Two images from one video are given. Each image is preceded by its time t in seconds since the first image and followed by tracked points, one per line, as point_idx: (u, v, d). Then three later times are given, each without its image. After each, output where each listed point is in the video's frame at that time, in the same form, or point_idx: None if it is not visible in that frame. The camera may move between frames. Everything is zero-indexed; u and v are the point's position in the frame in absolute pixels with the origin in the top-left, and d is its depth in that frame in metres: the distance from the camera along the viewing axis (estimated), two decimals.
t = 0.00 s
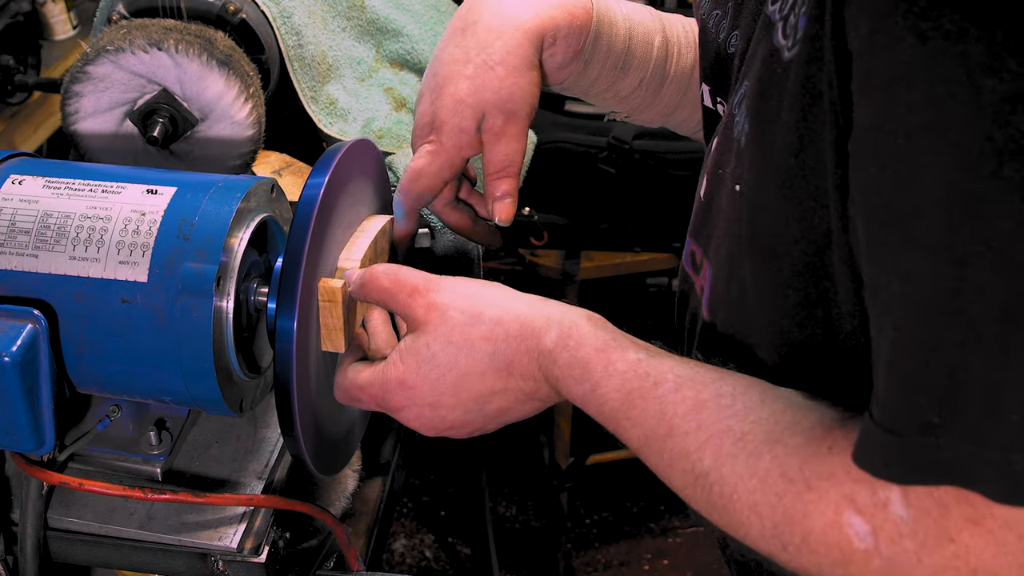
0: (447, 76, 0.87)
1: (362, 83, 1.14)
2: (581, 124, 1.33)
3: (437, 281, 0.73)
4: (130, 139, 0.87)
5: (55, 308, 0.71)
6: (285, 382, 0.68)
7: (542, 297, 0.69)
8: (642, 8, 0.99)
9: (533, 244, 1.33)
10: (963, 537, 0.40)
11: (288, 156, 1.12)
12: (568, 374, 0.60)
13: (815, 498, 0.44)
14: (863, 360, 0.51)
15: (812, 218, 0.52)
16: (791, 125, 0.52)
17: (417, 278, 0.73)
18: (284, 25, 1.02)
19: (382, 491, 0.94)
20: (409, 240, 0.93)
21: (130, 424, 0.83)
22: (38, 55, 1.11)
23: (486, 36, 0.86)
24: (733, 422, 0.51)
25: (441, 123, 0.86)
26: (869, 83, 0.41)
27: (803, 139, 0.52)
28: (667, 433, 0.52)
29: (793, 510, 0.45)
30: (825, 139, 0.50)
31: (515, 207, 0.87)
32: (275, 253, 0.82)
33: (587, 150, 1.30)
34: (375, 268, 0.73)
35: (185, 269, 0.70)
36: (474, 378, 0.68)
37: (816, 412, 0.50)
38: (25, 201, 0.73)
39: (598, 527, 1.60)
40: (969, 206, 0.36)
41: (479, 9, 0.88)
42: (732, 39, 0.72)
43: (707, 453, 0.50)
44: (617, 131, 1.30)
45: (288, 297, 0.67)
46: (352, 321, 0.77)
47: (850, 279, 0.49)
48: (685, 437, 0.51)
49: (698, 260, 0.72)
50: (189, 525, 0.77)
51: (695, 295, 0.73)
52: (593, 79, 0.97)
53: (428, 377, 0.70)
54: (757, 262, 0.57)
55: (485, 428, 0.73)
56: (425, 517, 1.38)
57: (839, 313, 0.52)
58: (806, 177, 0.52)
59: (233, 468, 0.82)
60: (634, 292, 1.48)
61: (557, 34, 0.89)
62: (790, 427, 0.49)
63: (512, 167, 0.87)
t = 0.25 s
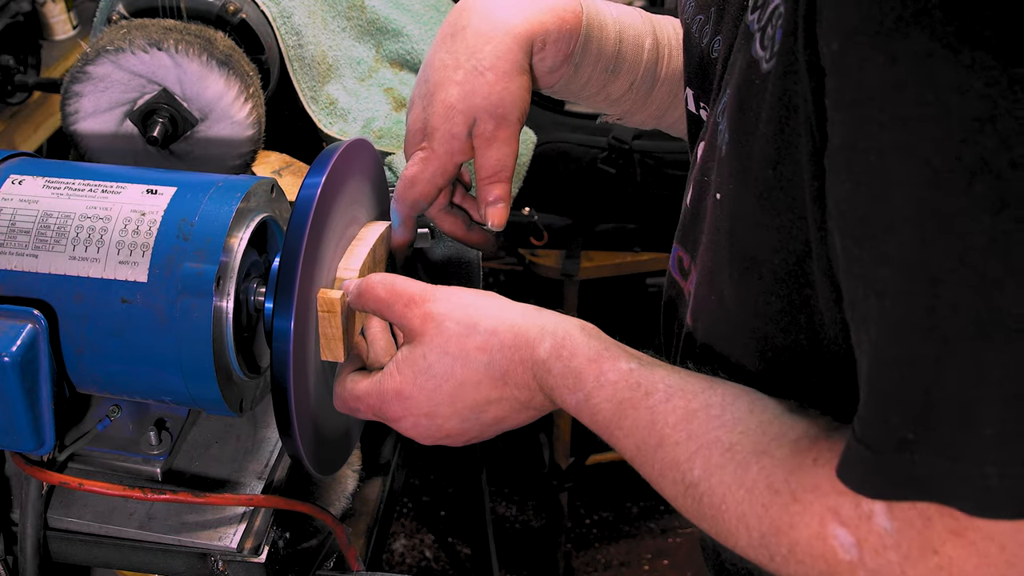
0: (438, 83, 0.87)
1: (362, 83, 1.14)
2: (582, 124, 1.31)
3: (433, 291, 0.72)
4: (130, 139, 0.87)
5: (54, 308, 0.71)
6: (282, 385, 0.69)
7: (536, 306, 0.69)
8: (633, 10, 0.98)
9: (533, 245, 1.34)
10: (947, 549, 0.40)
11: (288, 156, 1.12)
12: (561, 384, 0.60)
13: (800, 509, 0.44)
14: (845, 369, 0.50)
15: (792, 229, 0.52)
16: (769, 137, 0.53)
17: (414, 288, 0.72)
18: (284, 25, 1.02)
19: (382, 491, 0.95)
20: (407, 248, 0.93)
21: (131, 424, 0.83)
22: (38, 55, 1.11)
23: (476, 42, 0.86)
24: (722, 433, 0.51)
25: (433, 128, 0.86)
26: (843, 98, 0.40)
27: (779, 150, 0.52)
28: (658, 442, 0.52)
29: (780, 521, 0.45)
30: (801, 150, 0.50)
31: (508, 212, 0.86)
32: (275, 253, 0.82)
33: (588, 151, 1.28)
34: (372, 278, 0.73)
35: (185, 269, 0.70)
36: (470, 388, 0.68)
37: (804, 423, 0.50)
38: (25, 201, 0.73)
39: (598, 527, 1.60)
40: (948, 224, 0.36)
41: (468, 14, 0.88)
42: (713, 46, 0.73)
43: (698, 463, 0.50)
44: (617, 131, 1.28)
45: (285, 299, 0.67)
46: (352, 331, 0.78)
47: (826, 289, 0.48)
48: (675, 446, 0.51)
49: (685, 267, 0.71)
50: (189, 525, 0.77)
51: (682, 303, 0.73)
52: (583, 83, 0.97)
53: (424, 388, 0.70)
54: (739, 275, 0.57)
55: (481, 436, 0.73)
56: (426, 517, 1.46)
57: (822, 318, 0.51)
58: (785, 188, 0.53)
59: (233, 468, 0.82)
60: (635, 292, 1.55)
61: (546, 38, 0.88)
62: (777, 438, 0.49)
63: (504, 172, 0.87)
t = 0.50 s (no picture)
0: (433, 93, 0.87)
1: (362, 83, 1.14)
2: (581, 124, 1.31)
3: (434, 301, 0.72)
4: (130, 139, 0.88)
5: (55, 308, 0.71)
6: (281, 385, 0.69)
7: (536, 316, 0.69)
8: (625, 11, 0.98)
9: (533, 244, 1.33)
10: (934, 552, 0.40)
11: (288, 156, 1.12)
12: (559, 393, 0.61)
13: (789, 516, 0.44)
14: (835, 370, 0.50)
15: (780, 231, 0.52)
16: (755, 143, 0.52)
17: (415, 298, 0.72)
18: (284, 25, 1.02)
19: (382, 491, 0.95)
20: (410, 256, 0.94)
21: (131, 424, 0.83)
22: (38, 55, 1.11)
23: (469, 52, 0.86)
24: (715, 440, 0.51)
25: (430, 138, 0.87)
26: (821, 110, 0.39)
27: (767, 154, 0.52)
28: (654, 450, 0.53)
29: (770, 528, 0.45)
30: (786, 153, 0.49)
31: (508, 218, 0.87)
32: (275, 253, 0.82)
33: (587, 150, 1.28)
34: (374, 289, 0.73)
35: (185, 269, 0.70)
36: (472, 398, 0.68)
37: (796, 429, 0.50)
38: (25, 201, 0.73)
39: (598, 527, 1.60)
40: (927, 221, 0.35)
41: (462, 25, 0.88)
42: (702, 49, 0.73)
43: (693, 470, 0.50)
44: (616, 131, 1.28)
45: (285, 299, 0.67)
46: (355, 342, 0.79)
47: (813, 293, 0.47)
48: (669, 452, 0.52)
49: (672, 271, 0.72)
50: (188, 525, 0.77)
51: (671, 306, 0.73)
52: (579, 88, 0.97)
53: (426, 398, 0.70)
54: (727, 278, 0.57)
55: (483, 443, 0.73)
56: (426, 517, 1.46)
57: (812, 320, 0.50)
58: (770, 194, 0.52)
59: (233, 468, 0.82)
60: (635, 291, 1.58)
61: (541, 46, 0.88)
62: (765, 446, 0.49)
63: (502, 180, 0.87)
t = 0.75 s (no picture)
0: (432, 97, 0.87)
1: (362, 83, 1.14)
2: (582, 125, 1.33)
3: (434, 307, 0.72)
4: (130, 139, 0.88)
5: (54, 308, 0.71)
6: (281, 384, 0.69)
7: (537, 321, 0.69)
8: (624, 16, 0.99)
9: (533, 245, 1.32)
10: (933, 557, 0.40)
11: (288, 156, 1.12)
12: (559, 398, 0.60)
13: (789, 520, 0.44)
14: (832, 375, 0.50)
15: (778, 233, 0.52)
16: (752, 147, 0.52)
17: (415, 303, 0.72)
18: (284, 25, 1.02)
19: (382, 491, 0.94)
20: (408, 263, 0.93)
21: (131, 424, 0.83)
22: (38, 55, 1.11)
23: (467, 56, 0.86)
24: (714, 444, 0.51)
25: (428, 142, 0.87)
26: (819, 112, 0.39)
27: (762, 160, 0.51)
28: (653, 455, 0.53)
29: (770, 533, 0.45)
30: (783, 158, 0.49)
31: (506, 223, 0.86)
32: (275, 252, 0.82)
33: (587, 150, 1.30)
34: (374, 294, 0.73)
35: (185, 269, 0.70)
36: (471, 403, 0.68)
37: (794, 433, 0.50)
38: (25, 201, 0.73)
39: (598, 527, 1.60)
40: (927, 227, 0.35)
41: (460, 28, 0.88)
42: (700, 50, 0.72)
43: (691, 475, 0.50)
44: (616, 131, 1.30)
45: (285, 298, 0.67)
46: (354, 347, 0.79)
47: (812, 296, 0.47)
48: (669, 457, 0.52)
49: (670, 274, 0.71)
50: (189, 525, 0.77)
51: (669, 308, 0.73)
52: (577, 92, 0.97)
53: (426, 403, 0.70)
54: (725, 281, 0.57)
55: (484, 449, 0.73)
56: (426, 517, 1.47)
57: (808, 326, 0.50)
58: (768, 197, 0.52)
59: (233, 468, 0.82)
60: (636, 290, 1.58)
61: (538, 50, 0.88)
62: (765, 450, 0.49)
63: (501, 183, 0.87)
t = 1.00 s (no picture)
0: (426, 104, 0.87)
1: (362, 83, 1.14)
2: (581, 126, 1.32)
3: (431, 316, 0.72)
4: (130, 139, 0.88)
5: (55, 308, 0.71)
6: (281, 385, 0.69)
7: (534, 329, 0.69)
8: (618, 22, 0.99)
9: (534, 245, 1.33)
10: (940, 568, 0.39)
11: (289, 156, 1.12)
12: (557, 409, 0.61)
13: (794, 531, 0.44)
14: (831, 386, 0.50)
15: (779, 241, 0.51)
16: (752, 154, 0.51)
17: (412, 313, 0.72)
18: (284, 25, 1.02)
19: (382, 491, 0.94)
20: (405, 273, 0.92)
21: (130, 424, 0.83)
22: (38, 55, 1.11)
23: (461, 63, 0.86)
24: (716, 455, 0.51)
25: (422, 149, 0.87)
26: (822, 119, 0.39)
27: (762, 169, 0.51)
28: (654, 465, 0.53)
29: (774, 544, 0.45)
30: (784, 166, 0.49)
31: (500, 230, 0.85)
32: (275, 252, 0.82)
33: (587, 151, 1.29)
34: (369, 303, 0.73)
35: (185, 269, 0.70)
36: (469, 413, 0.68)
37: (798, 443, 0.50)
38: (25, 201, 0.73)
39: (598, 527, 1.60)
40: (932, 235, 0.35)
41: (455, 34, 0.88)
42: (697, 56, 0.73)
43: (693, 485, 0.50)
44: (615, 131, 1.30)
45: (285, 298, 0.67)
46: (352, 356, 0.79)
47: (813, 306, 0.47)
48: (671, 467, 0.52)
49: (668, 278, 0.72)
50: (189, 525, 0.77)
51: (666, 317, 0.74)
52: (572, 99, 0.97)
53: (423, 414, 0.70)
54: (724, 290, 0.57)
55: (482, 458, 0.73)
56: (426, 517, 1.46)
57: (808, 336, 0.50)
58: (768, 205, 0.51)
59: (233, 468, 0.82)
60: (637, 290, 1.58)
61: (533, 55, 0.88)
62: (768, 459, 0.49)
63: (495, 190, 0.86)
